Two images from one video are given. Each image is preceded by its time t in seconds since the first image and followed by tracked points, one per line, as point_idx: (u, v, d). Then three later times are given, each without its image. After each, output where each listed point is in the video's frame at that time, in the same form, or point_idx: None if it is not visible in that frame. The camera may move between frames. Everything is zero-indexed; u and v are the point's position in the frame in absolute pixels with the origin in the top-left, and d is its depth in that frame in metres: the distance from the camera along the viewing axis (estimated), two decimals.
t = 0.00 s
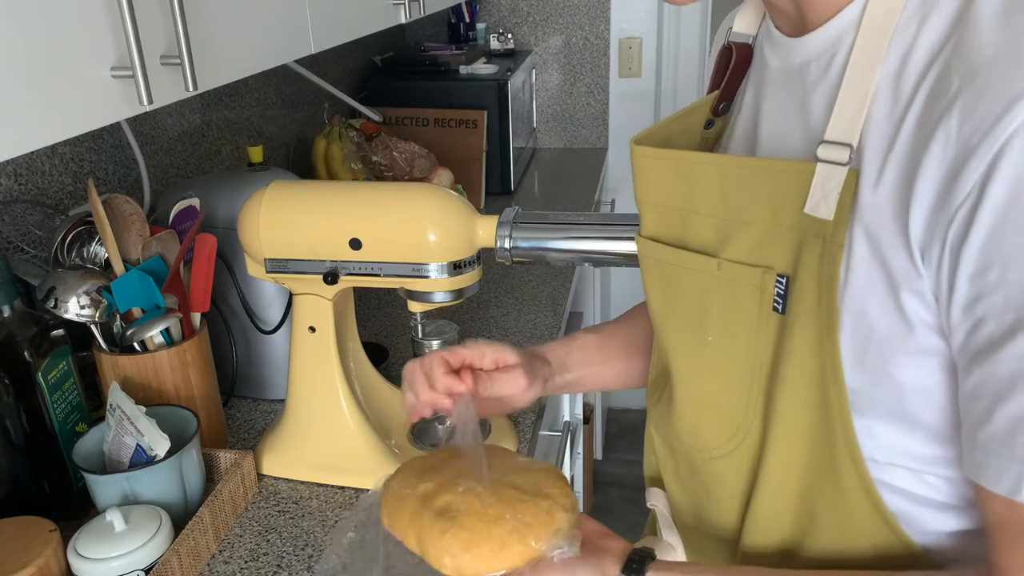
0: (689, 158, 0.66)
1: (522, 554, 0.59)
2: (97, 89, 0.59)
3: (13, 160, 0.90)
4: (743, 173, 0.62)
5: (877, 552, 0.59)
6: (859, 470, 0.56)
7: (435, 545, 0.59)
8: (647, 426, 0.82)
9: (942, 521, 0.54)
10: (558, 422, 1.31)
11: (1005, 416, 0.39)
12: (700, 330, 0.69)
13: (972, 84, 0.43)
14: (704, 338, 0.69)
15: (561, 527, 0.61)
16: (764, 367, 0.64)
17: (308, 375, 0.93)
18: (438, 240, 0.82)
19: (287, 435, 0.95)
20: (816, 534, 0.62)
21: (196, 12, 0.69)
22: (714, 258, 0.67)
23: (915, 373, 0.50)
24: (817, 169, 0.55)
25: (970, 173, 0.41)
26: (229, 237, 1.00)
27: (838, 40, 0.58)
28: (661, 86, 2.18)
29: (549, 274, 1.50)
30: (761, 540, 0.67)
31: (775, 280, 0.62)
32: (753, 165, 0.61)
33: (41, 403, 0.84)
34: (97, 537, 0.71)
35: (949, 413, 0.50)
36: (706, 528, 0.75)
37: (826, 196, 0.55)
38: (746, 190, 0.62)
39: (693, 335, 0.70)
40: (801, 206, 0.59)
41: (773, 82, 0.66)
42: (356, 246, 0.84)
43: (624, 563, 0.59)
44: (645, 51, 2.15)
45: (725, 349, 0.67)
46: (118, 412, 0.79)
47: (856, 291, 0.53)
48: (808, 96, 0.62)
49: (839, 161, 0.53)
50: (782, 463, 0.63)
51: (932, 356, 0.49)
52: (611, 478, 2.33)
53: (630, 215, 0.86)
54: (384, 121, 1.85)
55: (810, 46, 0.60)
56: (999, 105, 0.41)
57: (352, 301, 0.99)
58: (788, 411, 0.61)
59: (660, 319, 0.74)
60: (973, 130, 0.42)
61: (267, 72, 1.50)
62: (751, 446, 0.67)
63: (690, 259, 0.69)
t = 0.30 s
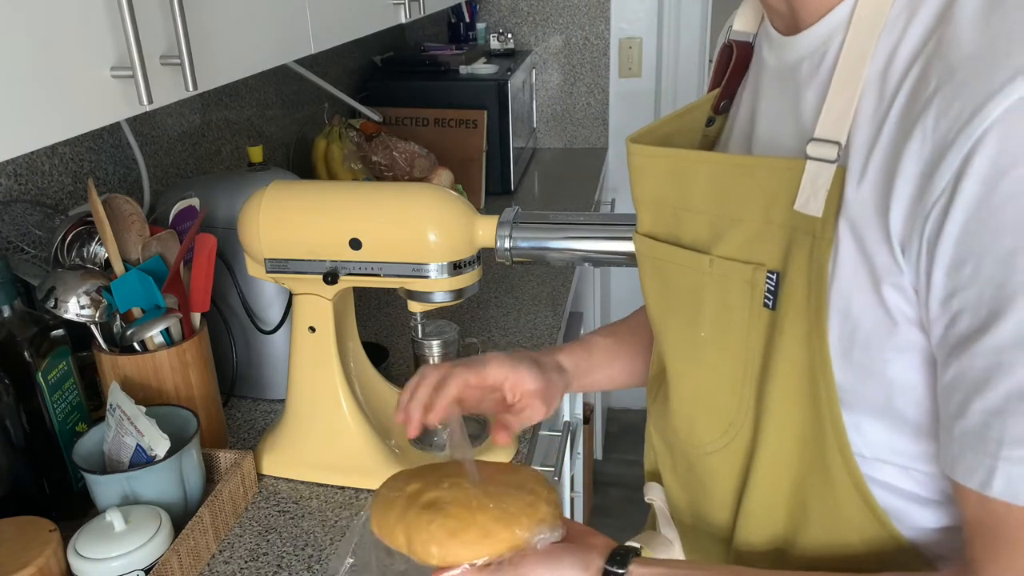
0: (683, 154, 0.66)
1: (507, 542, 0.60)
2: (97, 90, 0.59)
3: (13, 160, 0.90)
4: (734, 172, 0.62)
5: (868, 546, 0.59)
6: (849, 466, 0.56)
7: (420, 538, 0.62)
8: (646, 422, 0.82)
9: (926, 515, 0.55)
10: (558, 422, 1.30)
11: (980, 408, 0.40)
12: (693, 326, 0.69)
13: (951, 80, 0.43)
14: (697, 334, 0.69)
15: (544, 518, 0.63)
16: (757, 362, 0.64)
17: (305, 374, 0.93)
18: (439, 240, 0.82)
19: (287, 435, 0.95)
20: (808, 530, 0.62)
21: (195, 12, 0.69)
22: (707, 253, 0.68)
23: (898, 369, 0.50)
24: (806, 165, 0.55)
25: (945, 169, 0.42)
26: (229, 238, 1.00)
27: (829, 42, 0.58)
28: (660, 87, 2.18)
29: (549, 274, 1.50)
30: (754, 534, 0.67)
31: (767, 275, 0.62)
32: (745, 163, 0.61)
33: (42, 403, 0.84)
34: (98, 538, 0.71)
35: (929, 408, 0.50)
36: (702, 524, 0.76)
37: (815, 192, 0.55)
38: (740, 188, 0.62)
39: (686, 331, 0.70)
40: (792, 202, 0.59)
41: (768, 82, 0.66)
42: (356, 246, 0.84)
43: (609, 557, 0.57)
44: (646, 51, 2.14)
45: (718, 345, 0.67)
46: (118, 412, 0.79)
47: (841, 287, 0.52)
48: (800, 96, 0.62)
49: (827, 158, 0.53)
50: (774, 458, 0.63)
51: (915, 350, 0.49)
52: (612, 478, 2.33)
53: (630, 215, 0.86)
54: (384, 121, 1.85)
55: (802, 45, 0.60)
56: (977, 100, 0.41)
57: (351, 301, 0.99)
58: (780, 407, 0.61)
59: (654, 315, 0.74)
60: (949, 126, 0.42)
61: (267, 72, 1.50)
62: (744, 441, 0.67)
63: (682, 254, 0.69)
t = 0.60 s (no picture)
0: (693, 153, 0.66)
1: (492, 569, 0.59)
2: (97, 90, 0.59)
3: (13, 160, 0.90)
4: (743, 171, 0.62)
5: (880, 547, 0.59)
6: (860, 468, 0.56)
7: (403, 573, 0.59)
8: (653, 420, 0.82)
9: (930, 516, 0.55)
10: (558, 422, 1.30)
11: (981, 407, 0.40)
12: (703, 324, 0.69)
13: (968, 84, 0.43)
14: (706, 333, 0.69)
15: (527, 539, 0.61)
16: (767, 363, 0.64)
17: (307, 375, 0.93)
18: (438, 240, 0.82)
19: (287, 435, 0.95)
20: (817, 531, 0.62)
21: (195, 12, 0.69)
22: (717, 253, 0.68)
23: (908, 370, 0.50)
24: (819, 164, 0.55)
25: (960, 172, 0.42)
26: (230, 237, 1.00)
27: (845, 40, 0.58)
28: (661, 86, 2.18)
29: (549, 274, 1.50)
30: (762, 536, 0.67)
31: (778, 275, 0.62)
32: (756, 163, 0.60)
33: (41, 404, 0.84)
34: (97, 538, 0.71)
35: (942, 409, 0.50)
36: (708, 525, 0.76)
37: (828, 193, 0.55)
38: (749, 187, 0.62)
39: (696, 330, 0.70)
40: (804, 203, 0.59)
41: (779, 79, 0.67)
42: (356, 246, 0.84)
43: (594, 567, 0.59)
44: (645, 51, 2.15)
45: (729, 345, 0.67)
46: (118, 412, 0.79)
47: (850, 288, 0.52)
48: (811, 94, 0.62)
49: (840, 158, 0.54)
50: (782, 460, 0.63)
51: (922, 352, 0.49)
52: (612, 478, 2.33)
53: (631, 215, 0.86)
54: (384, 121, 1.85)
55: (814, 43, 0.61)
56: (994, 106, 0.41)
57: (351, 301, 0.99)
58: (790, 407, 0.61)
59: (663, 312, 0.74)
60: (965, 131, 0.42)
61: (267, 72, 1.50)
62: (753, 442, 0.67)
63: (693, 254, 0.69)
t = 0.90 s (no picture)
0: (701, 153, 0.67)
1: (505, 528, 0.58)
2: (97, 90, 0.59)
3: (13, 160, 0.90)
4: (749, 171, 0.62)
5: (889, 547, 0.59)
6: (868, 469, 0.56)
7: (418, 538, 0.57)
8: (660, 420, 0.82)
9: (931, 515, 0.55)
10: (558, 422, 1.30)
11: (981, 412, 0.41)
12: (711, 326, 0.70)
13: (978, 92, 0.43)
14: (714, 335, 0.69)
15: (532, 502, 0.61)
16: (774, 365, 0.64)
17: (307, 375, 0.93)
18: (438, 240, 0.82)
19: (286, 435, 0.95)
20: (825, 530, 0.62)
21: (195, 12, 0.69)
22: (726, 254, 0.68)
23: (912, 375, 0.50)
24: (829, 165, 0.55)
25: (967, 180, 0.42)
26: (230, 237, 1.00)
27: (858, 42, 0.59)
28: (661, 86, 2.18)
29: (548, 274, 1.50)
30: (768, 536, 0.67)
31: (787, 277, 0.62)
32: (764, 165, 0.61)
33: (42, 404, 0.84)
34: (97, 538, 0.71)
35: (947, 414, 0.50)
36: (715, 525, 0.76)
37: (837, 196, 0.55)
38: (757, 188, 0.62)
39: (703, 331, 0.70)
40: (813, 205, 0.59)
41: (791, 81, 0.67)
42: (356, 246, 0.84)
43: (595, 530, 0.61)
44: (646, 51, 2.15)
45: (737, 347, 0.67)
46: (118, 412, 0.79)
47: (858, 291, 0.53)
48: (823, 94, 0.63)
49: (851, 161, 0.53)
50: (789, 460, 0.63)
51: (929, 358, 0.49)
52: (612, 478, 2.33)
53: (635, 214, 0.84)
54: (384, 121, 1.85)
55: (830, 43, 0.61)
56: (1004, 117, 0.41)
57: (351, 301, 0.99)
58: (798, 409, 0.61)
59: (671, 313, 0.74)
60: (974, 140, 0.42)
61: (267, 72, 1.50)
62: (761, 443, 0.67)
63: (703, 255, 0.69)
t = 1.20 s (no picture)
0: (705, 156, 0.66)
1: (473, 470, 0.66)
2: (97, 90, 0.59)
3: (13, 160, 0.90)
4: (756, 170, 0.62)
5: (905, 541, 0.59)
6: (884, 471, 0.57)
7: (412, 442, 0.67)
8: (671, 417, 0.82)
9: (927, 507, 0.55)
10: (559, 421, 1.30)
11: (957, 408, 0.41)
12: (721, 327, 0.70)
13: (988, 93, 0.43)
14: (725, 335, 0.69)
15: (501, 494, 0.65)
16: (785, 365, 0.64)
17: (307, 375, 0.93)
18: (438, 240, 0.82)
19: (286, 435, 0.95)
20: (837, 527, 0.63)
21: (194, 12, 0.69)
22: (735, 257, 0.68)
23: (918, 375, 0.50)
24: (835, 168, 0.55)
25: (973, 180, 0.42)
26: (230, 237, 1.00)
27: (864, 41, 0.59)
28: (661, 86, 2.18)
29: (549, 274, 1.50)
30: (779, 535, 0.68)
31: (795, 279, 0.62)
32: (775, 165, 0.61)
33: (41, 404, 0.84)
34: (97, 538, 0.71)
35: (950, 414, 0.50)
36: (729, 526, 0.76)
37: (846, 197, 0.55)
38: (766, 187, 0.62)
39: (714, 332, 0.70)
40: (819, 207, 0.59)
41: (797, 82, 0.67)
42: (356, 245, 0.84)
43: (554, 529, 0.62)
44: (646, 51, 2.15)
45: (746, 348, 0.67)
46: (118, 412, 0.79)
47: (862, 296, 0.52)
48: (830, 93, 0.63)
49: (857, 162, 0.53)
50: (801, 459, 0.63)
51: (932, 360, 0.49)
52: (612, 478, 2.33)
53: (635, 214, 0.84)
54: (384, 121, 1.85)
55: (835, 45, 0.61)
56: (1012, 119, 0.41)
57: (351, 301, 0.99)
58: (807, 412, 0.60)
59: (679, 313, 0.74)
60: (982, 143, 0.42)
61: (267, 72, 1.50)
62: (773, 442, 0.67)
63: (710, 258, 0.69)
